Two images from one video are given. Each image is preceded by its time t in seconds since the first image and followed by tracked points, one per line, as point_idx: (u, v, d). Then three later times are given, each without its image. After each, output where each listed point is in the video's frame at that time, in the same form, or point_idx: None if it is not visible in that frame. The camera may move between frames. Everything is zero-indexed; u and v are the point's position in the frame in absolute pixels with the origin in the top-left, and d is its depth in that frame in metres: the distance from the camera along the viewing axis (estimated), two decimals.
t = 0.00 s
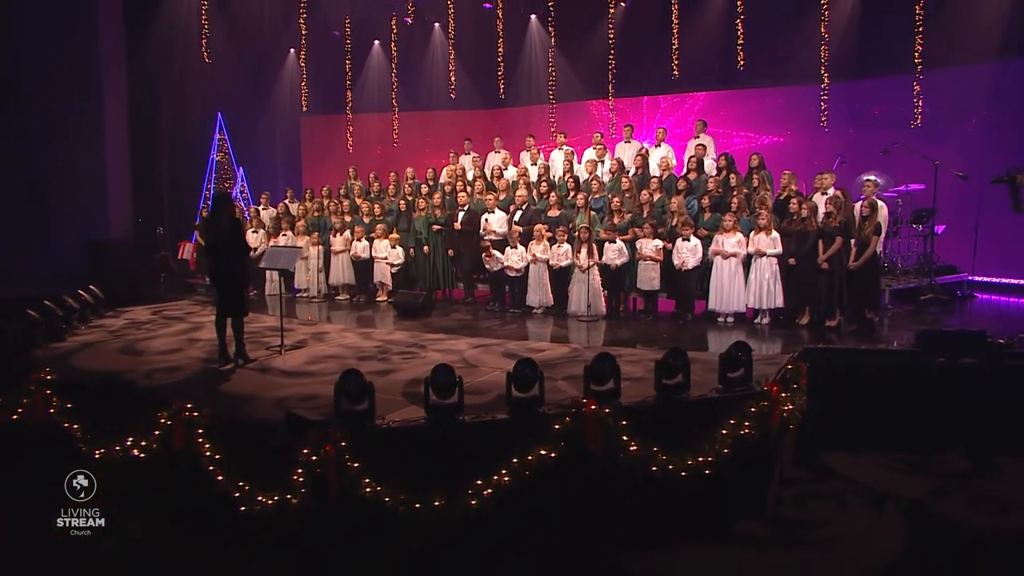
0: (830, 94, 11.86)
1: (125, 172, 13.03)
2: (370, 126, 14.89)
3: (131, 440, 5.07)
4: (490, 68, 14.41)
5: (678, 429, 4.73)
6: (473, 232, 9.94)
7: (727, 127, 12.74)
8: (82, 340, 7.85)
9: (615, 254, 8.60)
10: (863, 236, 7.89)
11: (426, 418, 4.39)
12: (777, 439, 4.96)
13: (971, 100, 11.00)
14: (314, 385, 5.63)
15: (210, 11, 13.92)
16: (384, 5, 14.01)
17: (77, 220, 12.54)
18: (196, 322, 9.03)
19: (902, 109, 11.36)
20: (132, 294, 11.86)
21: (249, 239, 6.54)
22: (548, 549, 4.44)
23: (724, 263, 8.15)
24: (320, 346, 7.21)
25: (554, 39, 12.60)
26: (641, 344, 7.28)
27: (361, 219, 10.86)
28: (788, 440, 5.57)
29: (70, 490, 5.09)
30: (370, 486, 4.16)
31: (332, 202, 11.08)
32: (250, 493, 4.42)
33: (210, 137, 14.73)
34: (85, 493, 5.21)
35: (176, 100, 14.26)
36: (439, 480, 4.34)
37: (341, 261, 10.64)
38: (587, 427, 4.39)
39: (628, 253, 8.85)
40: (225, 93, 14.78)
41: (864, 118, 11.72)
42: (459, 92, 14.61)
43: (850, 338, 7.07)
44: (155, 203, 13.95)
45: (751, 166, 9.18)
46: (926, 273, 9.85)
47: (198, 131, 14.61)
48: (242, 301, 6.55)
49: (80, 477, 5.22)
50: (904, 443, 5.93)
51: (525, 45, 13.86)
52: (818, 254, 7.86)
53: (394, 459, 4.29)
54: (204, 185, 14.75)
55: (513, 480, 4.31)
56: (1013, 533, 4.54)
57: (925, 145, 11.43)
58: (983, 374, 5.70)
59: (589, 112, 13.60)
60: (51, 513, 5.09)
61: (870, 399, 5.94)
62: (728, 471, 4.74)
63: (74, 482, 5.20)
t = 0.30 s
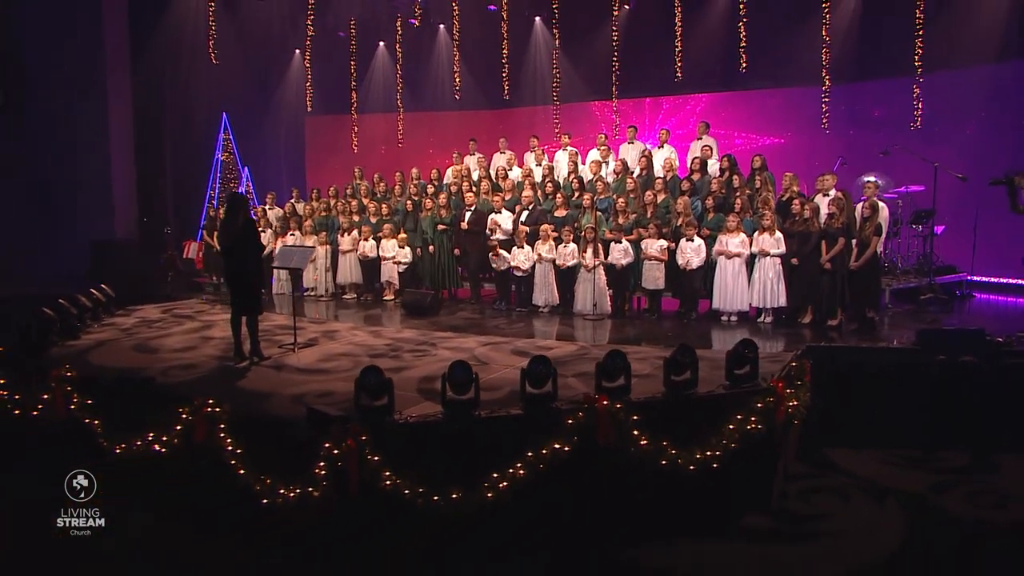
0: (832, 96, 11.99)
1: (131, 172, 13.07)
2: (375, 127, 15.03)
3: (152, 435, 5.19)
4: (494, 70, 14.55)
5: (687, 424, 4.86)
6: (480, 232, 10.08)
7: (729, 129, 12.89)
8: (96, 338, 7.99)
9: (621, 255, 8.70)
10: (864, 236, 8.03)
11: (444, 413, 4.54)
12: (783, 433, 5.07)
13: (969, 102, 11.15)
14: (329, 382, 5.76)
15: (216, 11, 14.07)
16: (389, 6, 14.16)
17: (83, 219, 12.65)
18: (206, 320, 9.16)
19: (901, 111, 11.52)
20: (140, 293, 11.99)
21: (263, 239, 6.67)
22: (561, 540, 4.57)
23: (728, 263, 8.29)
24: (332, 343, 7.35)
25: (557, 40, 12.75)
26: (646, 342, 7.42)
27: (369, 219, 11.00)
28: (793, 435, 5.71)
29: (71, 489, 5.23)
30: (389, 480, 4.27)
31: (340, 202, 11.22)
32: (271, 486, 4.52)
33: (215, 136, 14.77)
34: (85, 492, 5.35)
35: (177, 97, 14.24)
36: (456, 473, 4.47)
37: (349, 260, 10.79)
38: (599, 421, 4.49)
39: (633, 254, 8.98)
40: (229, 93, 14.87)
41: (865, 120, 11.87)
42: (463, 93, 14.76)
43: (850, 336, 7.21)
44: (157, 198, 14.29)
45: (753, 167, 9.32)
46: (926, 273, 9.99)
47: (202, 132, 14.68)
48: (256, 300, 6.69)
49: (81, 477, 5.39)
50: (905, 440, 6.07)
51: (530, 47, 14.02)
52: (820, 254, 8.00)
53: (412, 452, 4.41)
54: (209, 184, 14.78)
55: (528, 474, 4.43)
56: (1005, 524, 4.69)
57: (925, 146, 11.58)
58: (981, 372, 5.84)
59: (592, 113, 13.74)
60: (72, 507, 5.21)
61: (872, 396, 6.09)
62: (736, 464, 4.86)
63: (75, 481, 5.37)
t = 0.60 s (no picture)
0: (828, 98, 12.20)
1: (132, 170, 13.51)
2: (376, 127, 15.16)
3: (168, 431, 5.34)
4: (495, 70, 14.69)
5: (692, 419, 5.01)
6: (482, 232, 10.21)
7: (726, 130, 13.06)
8: (107, 337, 8.10)
9: (622, 254, 8.85)
10: (861, 235, 8.08)
11: (457, 409, 4.67)
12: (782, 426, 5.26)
13: (964, 103, 11.35)
14: (341, 379, 5.90)
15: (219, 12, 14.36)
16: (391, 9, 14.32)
17: (86, 219, 12.72)
18: (213, 319, 9.30)
19: (897, 112, 11.70)
20: (144, 293, 12.10)
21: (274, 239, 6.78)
22: (569, 530, 4.75)
23: (727, 262, 8.46)
24: (340, 341, 7.48)
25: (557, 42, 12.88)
26: (648, 340, 7.57)
27: (372, 219, 11.13)
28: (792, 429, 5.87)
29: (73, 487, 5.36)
30: (404, 473, 4.41)
31: (344, 203, 11.34)
32: (288, 480, 4.69)
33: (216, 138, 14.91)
34: (85, 491, 5.48)
35: (178, 94, 14.48)
36: (469, 466, 4.63)
37: (353, 259, 10.92)
38: (606, 416, 4.65)
39: (635, 254, 9.13)
40: (231, 94, 14.99)
41: (861, 121, 12.08)
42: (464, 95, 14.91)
43: (847, 333, 7.38)
44: (161, 197, 14.40)
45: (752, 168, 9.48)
46: (921, 272, 10.17)
47: (203, 134, 14.87)
48: (267, 299, 6.81)
49: (82, 476, 5.56)
50: (900, 433, 6.25)
51: (530, 48, 14.16)
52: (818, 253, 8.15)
53: (428, 446, 4.55)
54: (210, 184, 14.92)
55: (537, 467, 4.59)
56: (996, 514, 4.85)
57: (919, 147, 11.79)
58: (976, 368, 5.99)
59: (592, 114, 13.89)
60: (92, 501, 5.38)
61: (868, 391, 6.30)
62: (737, 457, 5.06)
63: (76, 480, 5.53)
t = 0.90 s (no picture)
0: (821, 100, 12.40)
1: (131, 168, 13.88)
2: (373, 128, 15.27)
3: (180, 427, 5.44)
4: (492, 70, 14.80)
5: (691, 415, 5.17)
6: (482, 232, 10.34)
7: (721, 131, 13.24)
8: (112, 336, 8.19)
9: (620, 254, 8.98)
10: (854, 236, 8.27)
11: (463, 405, 4.79)
12: (777, 420, 5.42)
13: (954, 106, 11.56)
14: (347, 377, 6.03)
15: (220, 12, 14.33)
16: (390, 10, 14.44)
17: (85, 220, 12.73)
18: (217, 318, 9.38)
19: (890, 114, 11.90)
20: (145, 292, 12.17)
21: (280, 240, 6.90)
22: (573, 524, 4.90)
23: (723, 262, 8.62)
24: (344, 340, 7.61)
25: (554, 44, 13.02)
26: (646, 338, 7.72)
27: (372, 220, 11.25)
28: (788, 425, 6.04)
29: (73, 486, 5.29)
30: (412, 467, 4.54)
31: (345, 203, 11.46)
32: (300, 475, 4.81)
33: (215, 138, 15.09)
34: (85, 491, 5.38)
35: (178, 95, 14.47)
36: (476, 459, 4.77)
37: (354, 259, 11.05)
38: (609, 412, 4.79)
39: (633, 254, 9.29)
40: (230, 94, 15.17)
41: (853, 122, 12.28)
42: (462, 96, 15.07)
43: (840, 331, 7.55)
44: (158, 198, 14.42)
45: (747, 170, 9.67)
46: (912, 272, 10.38)
47: (202, 134, 14.96)
48: (273, 299, 6.92)
49: (81, 476, 5.44)
50: (891, 427, 6.44)
51: (528, 51, 14.30)
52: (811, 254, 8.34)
53: (436, 442, 4.68)
54: (209, 184, 15.06)
55: (542, 461, 4.73)
56: (984, 507, 5.02)
57: (910, 149, 12.00)
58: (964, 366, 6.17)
59: (588, 115, 14.06)
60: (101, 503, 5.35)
61: (861, 388, 6.47)
62: (735, 450, 5.22)
63: (75, 481, 5.41)
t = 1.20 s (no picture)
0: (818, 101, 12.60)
1: (132, 170, 13.82)
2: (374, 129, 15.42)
3: (193, 423, 5.61)
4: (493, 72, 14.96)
5: (692, 410, 5.35)
6: (485, 233, 10.48)
7: (720, 132, 13.39)
8: (122, 334, 8.33)
9: (621, 254, 9.14)
10: (849, 236, 8.44)
11: (473, 400, 4.96)
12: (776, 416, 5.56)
13: (948, 107, 11.75)
14: (356, 374, 6.18)
15: (223, 13, 14.31)
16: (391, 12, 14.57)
17: (87, 219, 12.82)
18: (223, 317, 9.51)
19: (885, 116, 12.09)
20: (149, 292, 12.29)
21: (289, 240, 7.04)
22: (579, 516, 5.05)
23: (722, 262, 8.79)
24: (352, 338, 7.76)
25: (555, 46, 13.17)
26: (647, 337, 7.87)
27: (376, 220, 11.40)
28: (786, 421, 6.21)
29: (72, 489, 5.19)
30: (424, 461, 4.69)
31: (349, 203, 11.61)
32: (314, 469, 4.97)
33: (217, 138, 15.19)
34: (85, 492, 5.29)
35: (179, 97, 14.49)
36: (485, 453, 4.93)
37: (358, 259, 11.20)
38: (613, 407, 4.96)
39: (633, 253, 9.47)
40: (232, 95, 15.29)
41: (849, 123, 12.46)
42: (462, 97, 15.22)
43: (836, 329, 7.71)
44: (161, 201, 14.34)
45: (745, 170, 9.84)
46: (907, 271, 10.58)
47: (204, 135, 15.01)
48: (282, 298, 7.07)
49: (80, 477, 5.34)
50: (886, 423, 6.61)
51: (529, 53, 14.45)
52: (807, 254, 8.51)
53: (447, 436, 4.86)
54: (210, 185, 15.15)
55: (549, 454, 4.89)
56: (977, 500, 5.18)
57: (905, 150, 12.19)
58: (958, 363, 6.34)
59: (588, 116, 14.24)
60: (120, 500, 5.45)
61: (856, 385, 6.65)
62: (735, 445, 5.38)
63: (74, 482, 5.31)
